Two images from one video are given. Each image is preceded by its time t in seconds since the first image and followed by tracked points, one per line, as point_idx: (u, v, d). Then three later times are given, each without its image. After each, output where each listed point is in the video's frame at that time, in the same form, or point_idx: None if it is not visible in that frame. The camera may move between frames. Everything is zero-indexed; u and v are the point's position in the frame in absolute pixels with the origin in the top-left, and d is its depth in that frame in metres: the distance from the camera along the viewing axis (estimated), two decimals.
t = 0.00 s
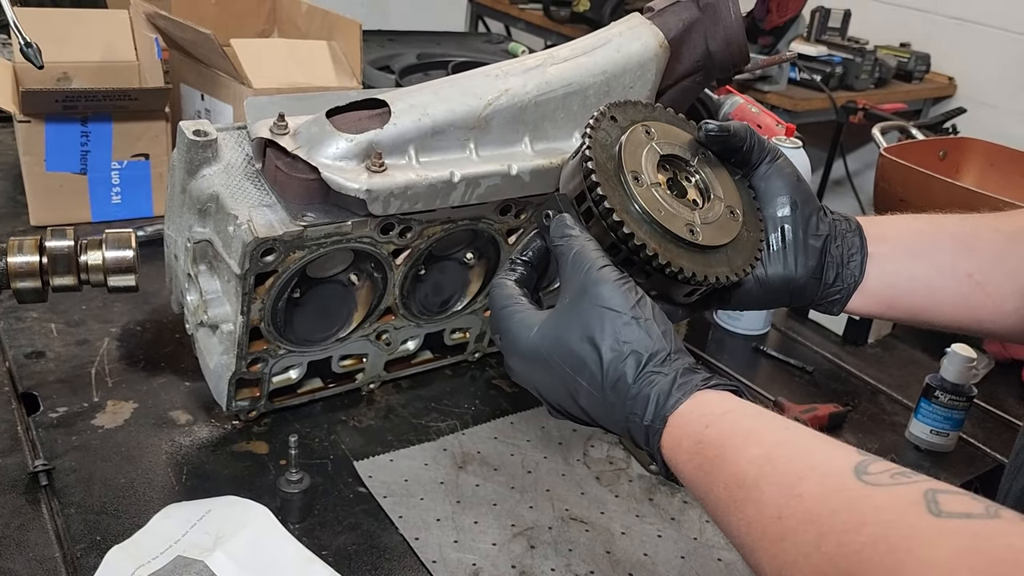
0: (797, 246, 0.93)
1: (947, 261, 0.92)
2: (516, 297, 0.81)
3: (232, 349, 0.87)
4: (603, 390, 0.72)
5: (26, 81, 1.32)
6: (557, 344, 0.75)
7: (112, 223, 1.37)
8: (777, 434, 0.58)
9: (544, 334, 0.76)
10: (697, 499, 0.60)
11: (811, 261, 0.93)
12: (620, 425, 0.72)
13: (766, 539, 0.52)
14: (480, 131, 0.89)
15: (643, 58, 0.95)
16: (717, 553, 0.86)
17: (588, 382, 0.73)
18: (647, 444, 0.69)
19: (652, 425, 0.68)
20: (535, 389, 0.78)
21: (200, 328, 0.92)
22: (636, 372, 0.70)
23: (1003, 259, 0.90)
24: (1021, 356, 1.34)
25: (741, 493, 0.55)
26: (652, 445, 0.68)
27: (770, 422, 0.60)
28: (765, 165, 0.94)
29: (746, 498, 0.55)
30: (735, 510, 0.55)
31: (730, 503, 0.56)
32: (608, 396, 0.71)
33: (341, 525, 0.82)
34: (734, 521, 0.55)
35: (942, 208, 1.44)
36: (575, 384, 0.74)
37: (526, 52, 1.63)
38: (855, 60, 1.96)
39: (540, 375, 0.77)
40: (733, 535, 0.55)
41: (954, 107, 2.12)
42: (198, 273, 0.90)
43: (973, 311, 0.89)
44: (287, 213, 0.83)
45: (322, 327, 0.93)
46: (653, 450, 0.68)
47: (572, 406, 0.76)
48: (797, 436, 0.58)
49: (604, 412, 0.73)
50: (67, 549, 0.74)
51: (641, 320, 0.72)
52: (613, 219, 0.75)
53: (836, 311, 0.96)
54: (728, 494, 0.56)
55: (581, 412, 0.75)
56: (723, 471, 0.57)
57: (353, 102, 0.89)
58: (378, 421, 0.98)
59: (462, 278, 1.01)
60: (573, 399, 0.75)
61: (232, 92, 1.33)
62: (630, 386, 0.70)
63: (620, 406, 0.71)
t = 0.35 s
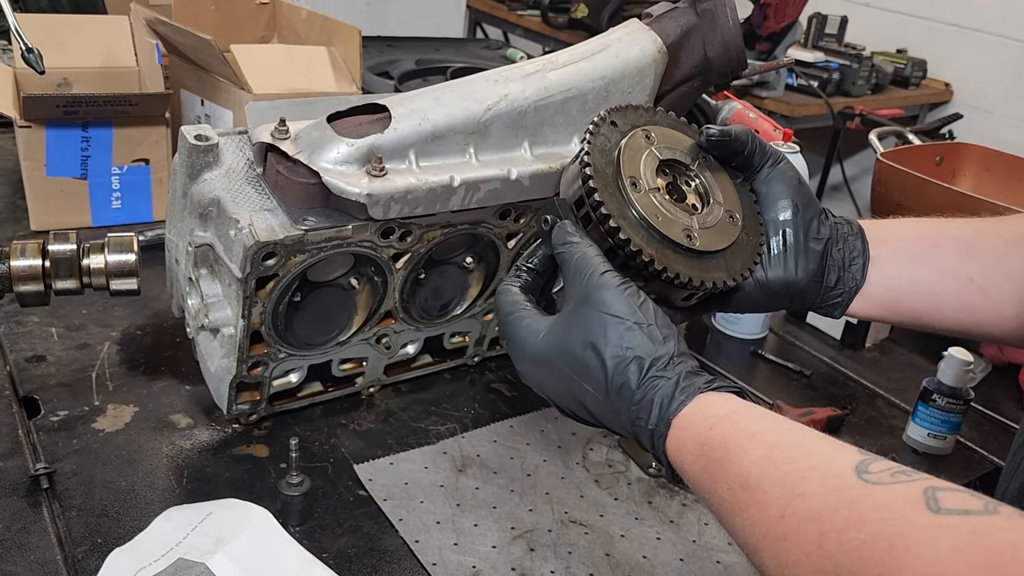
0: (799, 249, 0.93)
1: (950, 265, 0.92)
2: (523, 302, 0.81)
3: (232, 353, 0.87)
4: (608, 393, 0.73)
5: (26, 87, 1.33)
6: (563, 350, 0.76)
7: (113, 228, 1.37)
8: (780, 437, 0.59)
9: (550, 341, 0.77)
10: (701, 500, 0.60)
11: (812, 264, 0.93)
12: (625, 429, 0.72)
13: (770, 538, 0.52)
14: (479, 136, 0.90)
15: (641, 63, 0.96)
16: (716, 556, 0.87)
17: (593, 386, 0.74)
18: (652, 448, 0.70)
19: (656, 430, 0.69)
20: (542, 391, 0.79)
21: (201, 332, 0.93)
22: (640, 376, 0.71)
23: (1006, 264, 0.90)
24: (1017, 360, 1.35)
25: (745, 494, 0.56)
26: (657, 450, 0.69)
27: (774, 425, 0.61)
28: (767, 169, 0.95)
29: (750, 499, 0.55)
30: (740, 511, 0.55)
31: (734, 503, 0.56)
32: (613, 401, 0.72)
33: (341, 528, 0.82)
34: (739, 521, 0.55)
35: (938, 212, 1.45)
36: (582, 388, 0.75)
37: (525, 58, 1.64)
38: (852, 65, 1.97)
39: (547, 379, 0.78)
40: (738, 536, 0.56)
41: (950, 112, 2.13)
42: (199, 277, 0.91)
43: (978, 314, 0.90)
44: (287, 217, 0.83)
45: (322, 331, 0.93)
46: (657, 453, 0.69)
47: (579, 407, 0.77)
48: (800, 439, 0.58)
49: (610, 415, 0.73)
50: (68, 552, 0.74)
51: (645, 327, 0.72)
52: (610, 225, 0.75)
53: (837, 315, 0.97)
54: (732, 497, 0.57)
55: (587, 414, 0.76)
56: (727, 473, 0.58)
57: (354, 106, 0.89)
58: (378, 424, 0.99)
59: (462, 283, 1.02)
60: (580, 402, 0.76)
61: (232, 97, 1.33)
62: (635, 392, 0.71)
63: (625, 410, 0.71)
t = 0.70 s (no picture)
0: (796, 253, 0.94)
1: (945, 270, 0.93)
2: (530, 302, 0.77)
3: (230, 360, 0.88)
4: (629, 388, 0.71)
5: (25, 96, 1.33)
6: (580, 347, 0.73)
7: (111, 236, 1.38)
8: (804, 435, 0.59)
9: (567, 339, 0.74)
10: (716, 494, 0.61)
11: (808, 268, 0.94)
12: (645, 425, 0.71)
13: (788, 535, 0.53)
14: (476, 144, 0.90)
15: (636, 72, 0.97)
16: (713, 562, 0.87)
17: (614, 383, 0.72)
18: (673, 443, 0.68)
19: (679, 421, 0.68)
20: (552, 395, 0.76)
21: (199, 340, 0.93)
22: (662, 368, 0.70)
23: (1001, 268, 0.91)
24: (1012, 366, 1.35)
25: (765, 490, 0.56)
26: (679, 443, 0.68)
27: (797, 424, 0.61)
28: (764, 174, 0.96)
29: (770, 495, 0.55)
30: (759, 507, 0.56)
31: (752, 498, 0.57)
32: (635, 395, 0.71)
33: (339, 536, 0.83)
34: (757, 517, 0.56)
35: (933, 218, 1.46)
36: (601, 386, 0.73)
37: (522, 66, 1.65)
38: (848, 72, 1.97)
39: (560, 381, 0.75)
40: (754, 531, 0.56)
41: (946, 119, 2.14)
42: (197, 286, 0.91)
43: (973, 320, 0.90)
44: (285, 225, 0.84)
45: (319, 338, 0.94)
46: (679, 445, 0.68)
47: (594, 407, 0.74)
48: (824, 437, 0.59)
49: (629, 412, 0.72)
50: (66, 560, 0.74)
51: (667, 320, 0.72)
52: (609, 226, 0.76)
53: (833, 319, 0.97)
54: (750, 492, 0.57)
55: (602, 414, 0.74)
56: (748, 466, 0.58)
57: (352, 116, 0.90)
58: (376, 432, 0.99)
59: (459, 290, 1.02)
60: (596, 401, 0.73)
61: (230, 106, 1.34)
62: (659, 384, 0.70)
63: (649, 404, 0.70)
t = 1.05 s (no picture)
0: (790, 265, 0.94)
1: (936, 283, 0.94)
2: (533, 315, 0.77)
3: (225, 371, 0.89)
4: (632, 400, 0.72)
5: (20, 109, 1.34)
6: (584, 357, 0.74)
7: (106, 248, 1.38)
8: (804, 450, 0.59)
9: (572, 348, 0.74)
10: (714, 506, 0.61)
11: (799, 280, 0.95)
12: (646, 437, 0.71)
13: (786, 548, 0.53)
14: (468, 155, 0.91)
15: (627, 83, 0.98)
16: (706, 570, 0.87)
17: (617, 395, 0.72)
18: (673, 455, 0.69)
19: (680, 433, 0.68)
20: (553, 404, 0.76)
21: (194, 352, 0.94)
22: (666, 381, 0.71)
23: (990, 281, 0.92)
24: (1003, 373, 1.36)
25: (765, 502, 0.57)
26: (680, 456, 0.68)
27: (795, 438, 0.61)
28: (756, 187, 0.96)
29: (768, 508, 0.56)
30: (757, 521, 0.56)
31: (751, 511, 0.57)
32: (638, 408, 0.71)
33: (334, 546, 0.83)
34: (754, 529, 0.56)
35: (924, 227, 1.47)
36: (603, 396, 0.73)
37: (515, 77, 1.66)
38: (839, 81, 1.99)
39: (563, 391, 0.75)
40: (751, 543, 0.56)
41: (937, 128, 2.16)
42: (191, 297, 0.92)
43: (963, 332, 0.91)
44: (279, 237, 0.85)
45: (314, 349, 0.94)
46: (678, 457, 0.68)
47: (593, 416, 0.74)
48: (822, 453, 0.59)
49: (631, 424, 0.72)
50: (61, 572, 0.75)
51: (670, 333, 0.73)
52: (603, 240, 0.76)
53: (826, 331, 0.98)
54: (748, 505, 0.57)
55: (601, 424, 0.74)
56: (747, 479, 0.59)
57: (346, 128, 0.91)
58: (370, 442, 0.99)
59: (453, 300, 1.03)
60: (597, 411, 0.74)
61: (226, 118, 1.35)
62: (662, 397, 0.70)
63: (651, 416, 0.71)
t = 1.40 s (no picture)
0: (778, 268, 0.95)
1: (925, 287, 0.95)
2: (524, 317, 0.78)
3: (218, 381, 0.89)
4: (618, 405, 0.72)
5: (14, 120, 1.34)
6: (571, 361, 0.74)
7: (100, 258, 1.39)
8: (787, 456, 0.60)
9: (559, 352, 0.75)
10: (699, 512, 0.62)
11: (788, 284, 0.95)
12: (631, 443, 0.72)
13: (771, 555, 0.54)
14: (460, 165, 0.92)
15: (618, 92, 0.98)
16: None
17: (603, 400, 0.73)
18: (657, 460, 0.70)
19: (666, 439, 0.69)
20: (539, 407, 0.77)
21: (188, 362, 0.94)
22: (652, 387, 0.71)
23: (979, 286, 0.93)
24: (993, 378, 1.37)
25: (749, 509, 0.57)
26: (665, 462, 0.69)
27: (779, 445, 0.62)
28: (746, 192, 0.97)
29: (752, 516, 0.57)
30: (742, 528, 0.57)
31: (735, 518, 0.58)
32: (623, 413, 0.72)
33: (327, 555, 0.83)
34: (739, 536, 0.57)
35: (914, 234, 1.48)
36: (589, 401, 0.73)
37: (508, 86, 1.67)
38: (831, 88, 2.01)
39: (549, 395, 0.75)
40: (736, 550, 0.57)
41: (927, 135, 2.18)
42: (184, 307, 0.92)
43: (950, 336, 0.93)
44: (272, 247, 0.85)
45: (307, 357, 0.95)
46: (663, 463, 0.69)
47: (579, 421, 0.75)
48: (805, 459, 0.60)
49: (616, 429, 0.72)
50: None
51: (657, 340, 0.74)
52: (593, 241, 0.77)
53: (815, 334, 0.99)
54: (733, 512, 0.58)
55: (587, 429, 0.75)
56: (731, 486, 0.59)
57: (338, 138, 0.92)
58: (364, 451, 1.00)
59: (445, 309, 1.04)
60: (583, 416, 0.74)
61: (219, 128, 1.35)
62: (648, 402, 0.71)
63: (635, 421, 0.71)
